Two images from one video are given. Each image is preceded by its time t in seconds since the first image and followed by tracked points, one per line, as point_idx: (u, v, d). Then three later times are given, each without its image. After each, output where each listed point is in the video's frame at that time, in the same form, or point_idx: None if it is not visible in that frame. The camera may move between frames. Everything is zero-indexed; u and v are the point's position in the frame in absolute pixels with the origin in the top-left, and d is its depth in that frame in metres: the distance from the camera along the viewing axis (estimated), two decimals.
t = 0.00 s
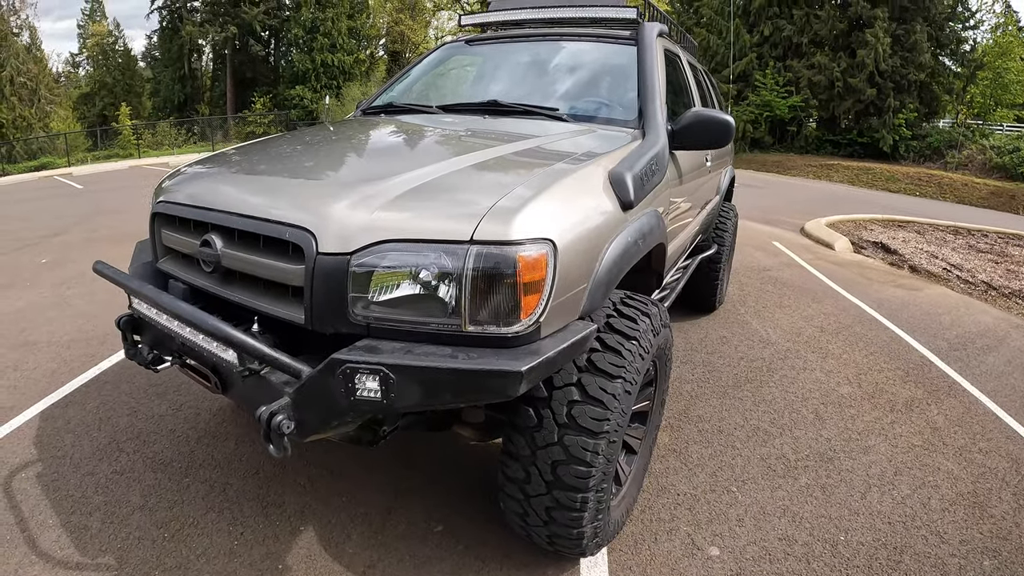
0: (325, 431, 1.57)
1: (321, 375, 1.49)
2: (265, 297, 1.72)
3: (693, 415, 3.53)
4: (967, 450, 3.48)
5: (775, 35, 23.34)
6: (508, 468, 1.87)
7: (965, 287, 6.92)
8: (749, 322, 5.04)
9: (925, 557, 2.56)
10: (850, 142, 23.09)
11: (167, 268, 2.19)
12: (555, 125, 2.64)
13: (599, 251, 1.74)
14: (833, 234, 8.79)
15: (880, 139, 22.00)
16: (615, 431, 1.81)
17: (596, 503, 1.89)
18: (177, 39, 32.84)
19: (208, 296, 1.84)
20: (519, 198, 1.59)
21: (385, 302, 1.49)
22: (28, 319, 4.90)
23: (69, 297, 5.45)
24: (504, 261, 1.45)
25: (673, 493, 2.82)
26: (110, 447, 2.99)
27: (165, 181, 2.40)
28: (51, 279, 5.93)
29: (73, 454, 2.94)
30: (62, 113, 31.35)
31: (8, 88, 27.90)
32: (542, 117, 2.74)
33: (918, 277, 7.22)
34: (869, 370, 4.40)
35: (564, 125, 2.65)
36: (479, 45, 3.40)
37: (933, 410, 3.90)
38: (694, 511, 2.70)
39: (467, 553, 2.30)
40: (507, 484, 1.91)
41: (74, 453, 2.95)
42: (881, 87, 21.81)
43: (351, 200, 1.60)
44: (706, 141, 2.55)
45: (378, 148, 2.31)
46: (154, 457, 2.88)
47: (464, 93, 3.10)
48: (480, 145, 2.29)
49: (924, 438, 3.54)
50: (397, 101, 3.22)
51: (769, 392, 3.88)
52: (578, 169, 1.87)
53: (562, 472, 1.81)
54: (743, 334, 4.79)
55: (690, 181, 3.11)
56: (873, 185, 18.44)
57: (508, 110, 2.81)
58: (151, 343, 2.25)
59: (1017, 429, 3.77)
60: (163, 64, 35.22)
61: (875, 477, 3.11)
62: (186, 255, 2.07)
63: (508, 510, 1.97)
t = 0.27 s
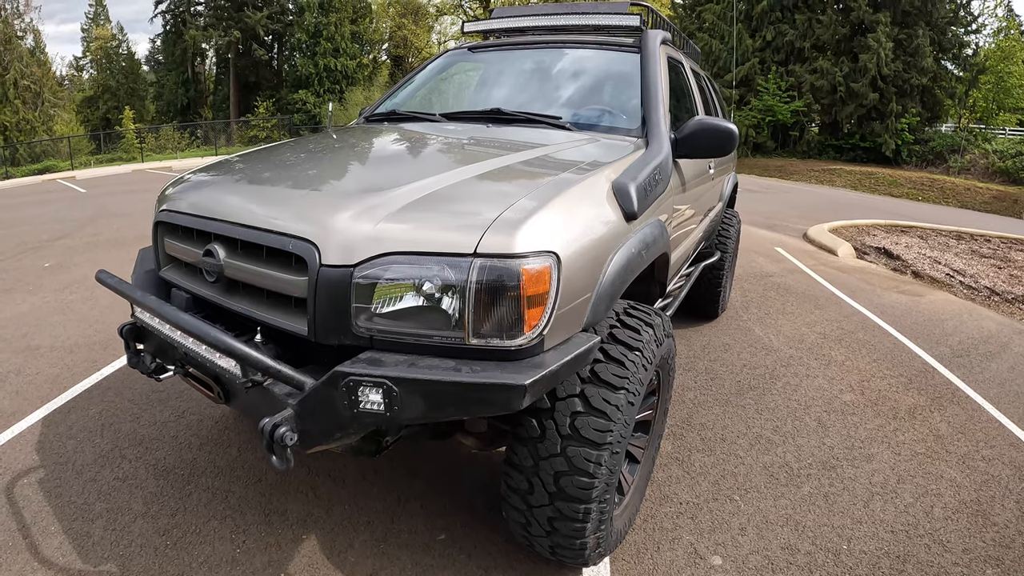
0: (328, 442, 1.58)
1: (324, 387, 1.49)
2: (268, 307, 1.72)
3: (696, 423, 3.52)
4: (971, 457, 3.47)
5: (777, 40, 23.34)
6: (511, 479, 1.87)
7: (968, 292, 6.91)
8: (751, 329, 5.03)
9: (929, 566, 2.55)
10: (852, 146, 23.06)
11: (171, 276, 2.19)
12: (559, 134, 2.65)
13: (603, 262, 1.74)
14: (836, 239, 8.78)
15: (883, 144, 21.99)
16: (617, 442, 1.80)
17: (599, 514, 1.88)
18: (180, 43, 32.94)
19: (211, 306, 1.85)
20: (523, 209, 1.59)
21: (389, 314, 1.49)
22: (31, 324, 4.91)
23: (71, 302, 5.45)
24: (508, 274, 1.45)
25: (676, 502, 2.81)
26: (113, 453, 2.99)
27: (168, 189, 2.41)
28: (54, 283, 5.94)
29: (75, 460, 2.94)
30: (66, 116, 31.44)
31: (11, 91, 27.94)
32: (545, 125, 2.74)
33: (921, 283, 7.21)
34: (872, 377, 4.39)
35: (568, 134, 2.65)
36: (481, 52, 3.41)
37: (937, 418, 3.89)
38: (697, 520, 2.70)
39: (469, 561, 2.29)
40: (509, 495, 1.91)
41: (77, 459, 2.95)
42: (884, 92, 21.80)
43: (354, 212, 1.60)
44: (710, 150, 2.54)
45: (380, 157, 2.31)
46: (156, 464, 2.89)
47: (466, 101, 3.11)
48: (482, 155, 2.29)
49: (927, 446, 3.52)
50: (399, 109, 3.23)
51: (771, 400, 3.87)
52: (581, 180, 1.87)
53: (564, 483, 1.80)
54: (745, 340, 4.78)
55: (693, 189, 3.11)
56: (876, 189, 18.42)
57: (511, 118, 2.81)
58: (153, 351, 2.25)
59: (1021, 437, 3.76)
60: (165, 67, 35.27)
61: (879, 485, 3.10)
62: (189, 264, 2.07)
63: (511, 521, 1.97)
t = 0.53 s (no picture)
0: (331, 454, 1.58)
1: (327, 402, 1.50)
2: (272, 320, 1.72)
3: (698, 431, 3.52)
4: (974, 465, 3.46)
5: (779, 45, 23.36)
6: (514, 490, 1.86)
7: (970, 298, 6.90)
8: (754, 336, 5.03)
9: None
10: (854, 151, 23.07)
11: (173, 287, 2.20)
12: (562, 143, 2.65)
13: (606, 276, 1.74)
14: (838, 245, 8.78)
15: (885, 148, 21.98)
16: (621, 455, 1.80)
17: (602, 526, 1.87)
18: (183, 47, 33.05)
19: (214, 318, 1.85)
20: (526, 223, 1.58)
21: (392, 327, 1.49)
22: (33, 329, 4.91)
23: (74, 307, 5.46)
24: (512, 289, 1.45)
25: (678, 511, 2.80)
26: (115, 461, 2.99)
27: (170, 198, 2.41)
28: (57, 289, 5.95)
29: (77, 468, 2.94)
30: (68, 119, 31.50)
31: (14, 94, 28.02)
32: (547, 134, 2.74)
33: (923, 288, 7.20)
34: (875, 384, 4.38)
35: (570, 143, 2.65)
36: (484, 60, 3.42)
37: (939, 425, 3.88)
38: (699, 529, 2.69)
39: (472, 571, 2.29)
40: (513, 506, 1.90)
41: (79, 466, 2.95)
42: (886, 96, 21.80)
43: (357, 225, 1.60)
44: (714, 159, 2.54)
45: (383, 167, 2.31)
46: (159, 472, 2.89)
47: (469, 109, 3.11)
48: (485, 164, 2.29)
49: (930, 454, 3.51)
50: (401, 118, 3.23)
51: (774, 408, 3.86)
52: (584, 192, 1.87)
53: (567, 495, 1.79)
54: (748, 348, 4.78)
55: (695, 197, 3.11)
56: (878, 194, 18.41)
57: (512, 127, 2.81)
58: (156, 362, 2.26)
59: None
60: (168, 71, 35.35)
61: (882, 493, 3.09)
62: (192, 275, 2.08)
63: (514, 532, 1.96)
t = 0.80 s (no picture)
0: (336, 466, 1.59)
1: (332, 414, 1.50)
2: (276, 331, 1.73)
3: (701, 439, 3.51)
4: (976, 472, 3.45)
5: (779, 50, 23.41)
6: (519, 500, 1.86)
7: (972, 303, 6.90)
8: (755, 342, 5.03)
9: None
10: (855, 155, 23.10)
11: (177, 296, 2.21)
12: (565, 152, 2.65)
13: (611, 287, 1.74)
14: (839, 250, 8.78)
15: (885, 153, 22.02)
16: (624, 465, 1.80)
17: (605, 535, 1.87)
18: (185, 51, 33.17)
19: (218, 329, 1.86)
20: (530, 234, 1.59)
21: (397, 339, 1.50)
22: (35, 334, 4.92)
23: (76, 312, 5.46)
24: (517, 301, 1.45)
25: (680, 519, 2.80)
26: (117, 468, 2.99)
27: (173, 207, 2.42)
28: (59, 294, 5.95)
29: (79, 475, 2.94)
30: (71, 123, 31.61)
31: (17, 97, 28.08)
32: (550, 142, 2.75)
33: (924, 294, 7.20)
34: (877, 391, 4.38)
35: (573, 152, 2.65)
36: (486, 67, 3.42)
37: (941, 432, 3.88)
38: (702, 538, 2.69)
39: None
40: (516, 516, 1.89)
41: (81, 473, 2.95)
42: (886, 101, 21.84)
43: (362, 236, 1.60)
44: (717, 168, 2.54)
45: (386, 175, 2.32)
46: (161, 479, 2.88)
47: (472, 116, 3.11)
48: (488, 173, 2.29)
49: (932, 461, 3.51)
50: (404, 125, 3.24)
51: (776, 415, 3.86)
52: (587, 202, 1.88)
53: (571, 505, 1.79)
54: (749, 354, 4.78)
55: (697, 205, 3.11)
56: (878, 199, 18.42)
57: (515, 136, 2.82)
58: (159, 371, 2.26)
59: None
60: (170, 75, 35.41)
61: (884, 500, 3.09)
62: (196, 284, 2.08)
63: (517, 542, 1.95)
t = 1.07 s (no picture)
0: (332, 484, 1.59)
1: (327, 432, 1.50)
2: (273, 348, 1.74)
3: (698, 453, 3.51)
4: (974, 483, 3.45)
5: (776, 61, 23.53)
6: (515, 516, 1.84)
7: (969, 313, 6.91)
8: (752, 354, 5.03)
9: None
10: (852, 166, 23.23)
11: (174, 309, 2.21)
12: (561, 167, 2.66)
13: (606, 304, 1.75)
14: (836, 261, 8.80)
15: (882, 163, 22.10)
16: (621, 482, 1.79)
17: (601, 552, 1.85)
18: (184, 62, 33.34)
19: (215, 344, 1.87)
20: (526, 252, 1.59)
21: (393, 357, 1.50)
22: (32, 345, 4.90)
23: (74, 323, 5.46)
24: (512, 320, 1.45)
25: (678, 534, 2.79)
26: (112, 481, 2.98)
27: (171, 219, 2.42)
28: (56, 304, 5.94)
29: (75, 487, 2.93)
30: (69, 132, 31.66)
31: (16, 106, 28.17)
32: (547, 158, 2.76)
33: (922, 304, 7.22)
34: (875, 403, 4.38)
35: (570, 167, 2.66)
36: (483, 81, 3.44)
37: (939, 443, 3.87)
38: (699, 553, 2.67)
39: None
40: (511, 533, 1.88)
41: (76, 486, 2.93)
42: (883, 111, 21.94)
43: (358, 254, 1.61)
44: (713, 183, 2.55)
45: (383, 189, 2.32)
46: (157, 493, 2.87)
47: (468, 130, 3.12)
48: (484, 188, 2.30)
49: (931, 473, 3.50)
50: (401, 140, 3.25)
51: (773, 428, 3.85)
52: (582, 219, 1.88)
53: (567, 522, 1.78)
54: (747, 367, 4.78)
55: (694, 219, 3.12)
56: (875, 209, 18.48)
57: (511, 150, 2.83)
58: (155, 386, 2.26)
59: None
60: (168, 86, 35.51)
61: (883, 513, 3.08)
62: (191, 298, 2.08)
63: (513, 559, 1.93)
